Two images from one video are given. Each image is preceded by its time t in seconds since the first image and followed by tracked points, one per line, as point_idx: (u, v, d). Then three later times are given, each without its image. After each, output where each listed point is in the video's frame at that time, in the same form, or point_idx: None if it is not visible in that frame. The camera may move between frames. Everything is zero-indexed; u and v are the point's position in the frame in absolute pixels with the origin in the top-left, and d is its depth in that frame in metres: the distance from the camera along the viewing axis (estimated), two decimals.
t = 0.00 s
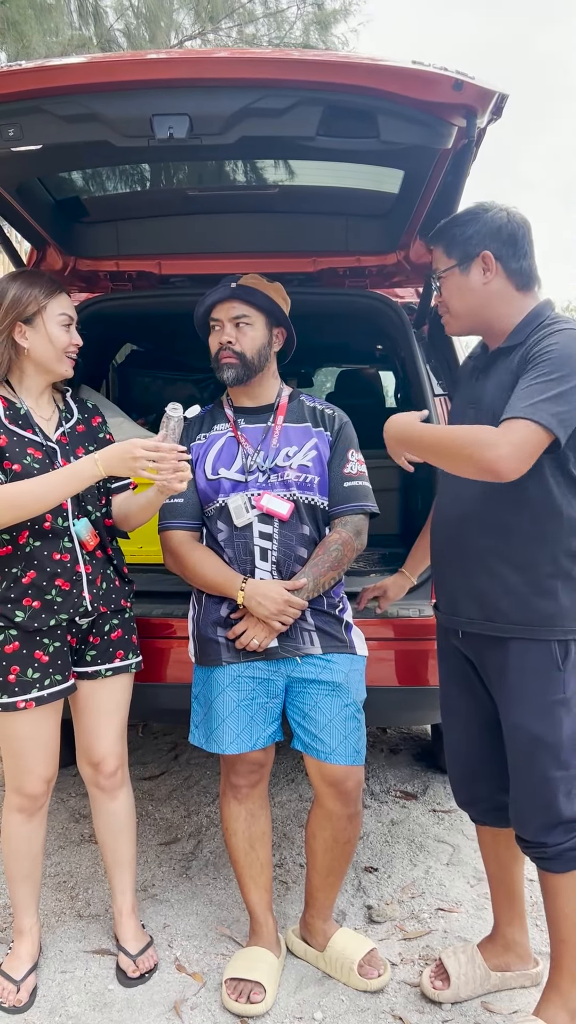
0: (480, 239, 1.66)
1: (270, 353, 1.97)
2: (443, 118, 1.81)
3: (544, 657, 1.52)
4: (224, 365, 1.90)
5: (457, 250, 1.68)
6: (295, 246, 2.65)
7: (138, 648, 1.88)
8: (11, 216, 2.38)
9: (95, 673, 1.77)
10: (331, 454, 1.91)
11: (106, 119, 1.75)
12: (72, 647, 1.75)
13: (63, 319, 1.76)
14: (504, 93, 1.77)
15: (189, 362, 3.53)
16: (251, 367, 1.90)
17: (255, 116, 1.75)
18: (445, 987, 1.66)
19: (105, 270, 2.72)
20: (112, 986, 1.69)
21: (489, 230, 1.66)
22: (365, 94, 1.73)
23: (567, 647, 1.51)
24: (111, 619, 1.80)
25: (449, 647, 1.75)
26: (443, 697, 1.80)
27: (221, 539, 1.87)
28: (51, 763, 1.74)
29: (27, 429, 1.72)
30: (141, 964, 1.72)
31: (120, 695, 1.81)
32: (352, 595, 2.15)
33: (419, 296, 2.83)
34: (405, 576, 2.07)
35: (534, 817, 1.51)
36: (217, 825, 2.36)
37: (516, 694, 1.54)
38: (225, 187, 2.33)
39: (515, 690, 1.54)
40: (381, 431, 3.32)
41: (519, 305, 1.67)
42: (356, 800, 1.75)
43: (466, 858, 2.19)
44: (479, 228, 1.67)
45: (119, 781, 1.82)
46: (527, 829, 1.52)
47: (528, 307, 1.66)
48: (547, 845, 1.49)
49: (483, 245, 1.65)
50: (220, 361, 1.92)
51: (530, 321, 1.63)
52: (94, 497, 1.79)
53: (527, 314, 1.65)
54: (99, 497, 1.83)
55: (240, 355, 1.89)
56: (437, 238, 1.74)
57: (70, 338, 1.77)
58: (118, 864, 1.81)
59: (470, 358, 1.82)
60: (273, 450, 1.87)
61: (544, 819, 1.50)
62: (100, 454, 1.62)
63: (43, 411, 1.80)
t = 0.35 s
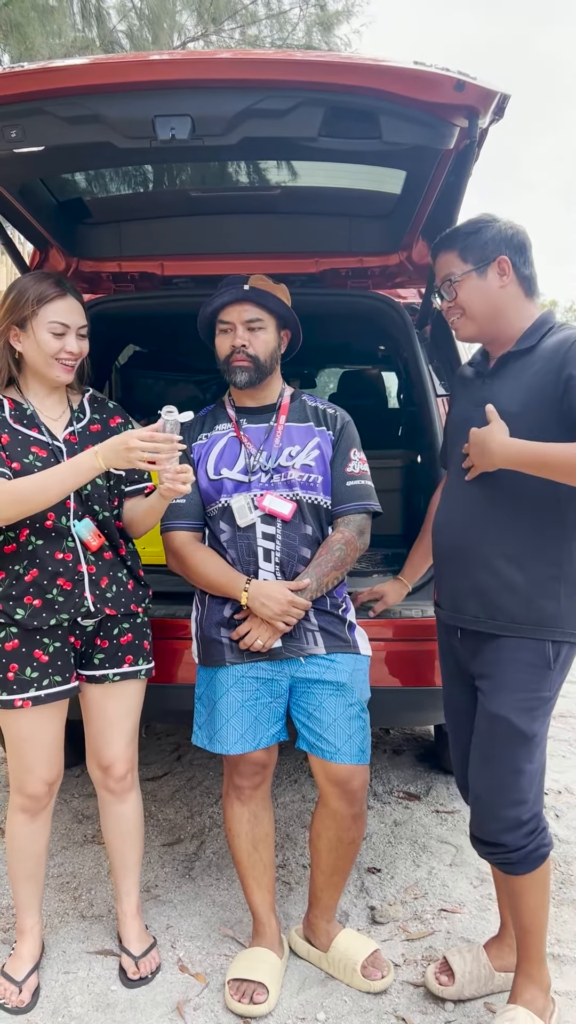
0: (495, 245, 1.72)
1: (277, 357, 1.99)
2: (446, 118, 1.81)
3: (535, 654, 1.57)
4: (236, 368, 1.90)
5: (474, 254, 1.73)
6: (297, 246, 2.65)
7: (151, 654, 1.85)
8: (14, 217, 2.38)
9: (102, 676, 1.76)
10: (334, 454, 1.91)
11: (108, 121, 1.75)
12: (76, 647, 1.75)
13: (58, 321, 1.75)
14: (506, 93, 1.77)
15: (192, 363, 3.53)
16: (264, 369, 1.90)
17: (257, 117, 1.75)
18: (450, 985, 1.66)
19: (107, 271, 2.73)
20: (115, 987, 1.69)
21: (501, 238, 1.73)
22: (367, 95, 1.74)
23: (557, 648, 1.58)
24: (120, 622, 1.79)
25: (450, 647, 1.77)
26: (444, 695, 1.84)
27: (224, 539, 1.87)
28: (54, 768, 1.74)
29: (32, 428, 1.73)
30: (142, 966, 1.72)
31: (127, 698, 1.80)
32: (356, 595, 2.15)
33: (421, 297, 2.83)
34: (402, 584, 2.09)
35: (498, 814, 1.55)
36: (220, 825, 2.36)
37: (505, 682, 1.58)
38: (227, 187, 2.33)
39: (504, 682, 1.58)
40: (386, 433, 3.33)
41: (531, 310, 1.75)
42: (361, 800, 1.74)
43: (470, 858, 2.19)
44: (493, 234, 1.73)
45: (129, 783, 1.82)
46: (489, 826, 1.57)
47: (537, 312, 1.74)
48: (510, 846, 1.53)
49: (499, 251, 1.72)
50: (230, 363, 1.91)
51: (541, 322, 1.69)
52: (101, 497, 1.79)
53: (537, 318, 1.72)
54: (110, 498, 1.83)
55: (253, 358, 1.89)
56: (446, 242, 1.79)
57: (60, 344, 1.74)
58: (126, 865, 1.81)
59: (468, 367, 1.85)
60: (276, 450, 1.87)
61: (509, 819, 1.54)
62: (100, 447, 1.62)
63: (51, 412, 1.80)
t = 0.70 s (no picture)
0: (495, 247, 1.73)
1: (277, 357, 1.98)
2: (447, 118, 1.81)
3: (542, 654, 1.57)
4: (234, 371, 1.90)
5: (475, 255, 1.74)
6: (299, 246, 2.65)
7: (161, 660, 1.84)
8: (16, 218, 2.39)
9: (108, 679, 1.76)
10: (335, 453, 1.91)
11: (109, 121, 1.75)
12: (83, 647, 1.76)
13: (83, 321, 1.76)
14: (508, 93, 1.77)
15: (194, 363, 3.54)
16: (261, 369, 1.90)
17: (257, 117, 1.75)
18: (452, 984, 1.66)
19: (108, 272, 2.73)
20: (117, 988, 1.69)
21: (499, 241, 1.74)
22: (368, 95, 1.74)
23: (564, 646, 1.59)
24: (129, 627, 1.78)
25: (456, 646, 1.77)
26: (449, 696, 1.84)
27: (225, 540, 1.87)
28: (60, 767, 1.74)
29: (54, 427, 1.75)
30: (143, 970, 1.71)
31: (134, 702, 1.79)
32: (358, 595, 2.15)
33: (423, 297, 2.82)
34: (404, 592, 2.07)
35: (506, 812, 1.56)
36: (223, 826, 2.36)
37: (516, 683, 1.58)
38: (229, 188, 2.33)
39: (515, 681, 1.58)
40: (388, 433, 3.34)
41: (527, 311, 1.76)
42: (362, 800, 1.74)
43: (471, 858, 2.19)
44: (494, 236, 1.74)
45: (135, 783, 1.81)
46: (498, 824, 1.57)
47: (533, 312, 1.75)
48: (517, 846, 1.53)
49: (498, 253, 1.73)
50: (228, 367, 1.91)
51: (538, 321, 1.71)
52: (117, 501, 1.79)
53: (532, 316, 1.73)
54: (128, 502, 1.84)
55: (251, 359, 1.89)
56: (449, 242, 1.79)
57: (83, 344, 1.75)
58: (129, 864, 1.81)
59: (464, 369, 1.85)
60: (277, 450, 1.87)
61: (517, 818, 1.55)
62: (104, 456, 1.60)
63: (75, 411, 1.82)
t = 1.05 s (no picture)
0: (497, 249, 1.72)
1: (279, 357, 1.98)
2: (449, 118, 1.80)
3: (538, 654, 1.58)
4: (239, 372, 1.90)
5: (477, 256, 1.73)
6: (300, 246, 2.65)
7: (165, 663, 1.82)
8: (18, 219, 2.39)
9: (111, 680, 1.77)
10: (335, 455, 1.91)
11: (110, 121, 1.75)
12: (86, 647, 1.76)
13: (100, 321, 1.76)
14: (509, 92, 1.76)
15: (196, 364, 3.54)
16: (266, 372, 1.91)
17: (258, 117, 1.75)
18: (453, 985, 1.66)
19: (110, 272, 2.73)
20: (119, 988, 1.69)
21: (503, 242, 1.72)
22: (369, 95, 1.73)
23: (558, 644, 1.58)
24: (133, 628, 1.77)
25: (455, 646, 1.77)
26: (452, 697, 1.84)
27: (225, 541, 1.87)
28: (63, 764, 1.74)
29: (67, 425, 1.76)
30: (144, 970, 1.72)
31: (137, 705, 1.78)
32: (360, 595, 2.15)
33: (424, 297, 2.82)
34: (406, 592, 2.07)
35: (506, 812, 1.56)
36: (224, 826, 2.36)
37: (507, 684, 1.58)
38: (231, 188, 2.33)
39: (508, 682, 1.58)
40: (389, 433, 3.34)
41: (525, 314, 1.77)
42: (363, 800, 1.74)
43: (473, 858, 2.19)
44: (498, 238, 1.73)
45: (138, 784, 1.81)
46: (495, 824, 1.57)
47: (528, 313, 1.74)
48: (516, 846, 1.53)
49: (501, 255, 1.72)
50: (233, 368, 1.91)
51: (530, 321, 1.70)
52: (126, 500, 1.78)
53: (526, 316, 1.72)
54: (139, 502, 1.81)
55: (256, 361, 1.89)
56: (455, 239, 1.77)
57: (98, 344, 1.75)
58: (131, 865, 1.81)
59: (462, 368, 1.86)
60: (277, 452, 1.87)
61: (515, 817, 1.55)
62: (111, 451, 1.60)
63: (90, 409, 1.82)
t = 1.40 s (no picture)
0: (515, 247, 1.70)
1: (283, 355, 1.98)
2: (450, 116, 1.80)
3: (539, 653, 1.57)
4: (245, 371, 1.89)
5: (495, 253, 1.70)
6: (301, 244, 2.64)
7: (165, 663, 1.82)
8: (18, 217, 2.39)
9: (111, 679, 1.76)
10: (337, 454, 1.91)
11: (110, 120, 1.74)
12: (87, 646, 1.76)
13: (106, 321, 1.75)
14: (510, 90, 1.76)
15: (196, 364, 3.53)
16: (272, 372, 1.91)
17: (259, 116, 1.74)
18: (455, 986, 1.65)
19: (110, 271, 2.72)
20: (120, 988, 1.69)
21: (519, 241, 1.71)
22: (370, 93, 1.73)
23: (559, 643, 1.58)
24: (133, 628, 1.77)
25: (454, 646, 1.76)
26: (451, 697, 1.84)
27: (227, 540, 1.87)
28: (63, 761, 1.74)
29: (69, 425, 1.76)
30: (145, 970, 1.71)
31: (138, 705, 1.78)
32: (361, 595, 2.15)
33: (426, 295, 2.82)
34: (406, 588, 2.07)
35: (507, 811, 1.55)
36: (226, 825, 2.36)
37: (509, 683, 1.57)
38: (232, 187, 2.32)
39: (508, 682, 1.58)
40: (391, 432, 3.33)
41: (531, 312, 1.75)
42: (365, 800, 1.74)
43: (475, 858, 2.18)
44: (517, 236, 1.71)
45: (138, 784, 1.81)
46: (496, 823, 1.56)
47: (533, 310, 1.73)
48: (517, 845, 1.53)
49: (517, 254, 1.70)
50: (238, 366, 1.90)
51: (534, 320, 1.68)
52: (128, 502, 1.77)
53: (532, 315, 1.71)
54: (142, 503, 1.80)
55: (263, 361, 1.89)
56: (466, 233, 1.75)
57: (104, 344, 1.75)
58: (133, 864, 1.81)
59: (464, 363, 1.86)
60: (278, 451, 1.87)
61: (516, 816, 1.55)
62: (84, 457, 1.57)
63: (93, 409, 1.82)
